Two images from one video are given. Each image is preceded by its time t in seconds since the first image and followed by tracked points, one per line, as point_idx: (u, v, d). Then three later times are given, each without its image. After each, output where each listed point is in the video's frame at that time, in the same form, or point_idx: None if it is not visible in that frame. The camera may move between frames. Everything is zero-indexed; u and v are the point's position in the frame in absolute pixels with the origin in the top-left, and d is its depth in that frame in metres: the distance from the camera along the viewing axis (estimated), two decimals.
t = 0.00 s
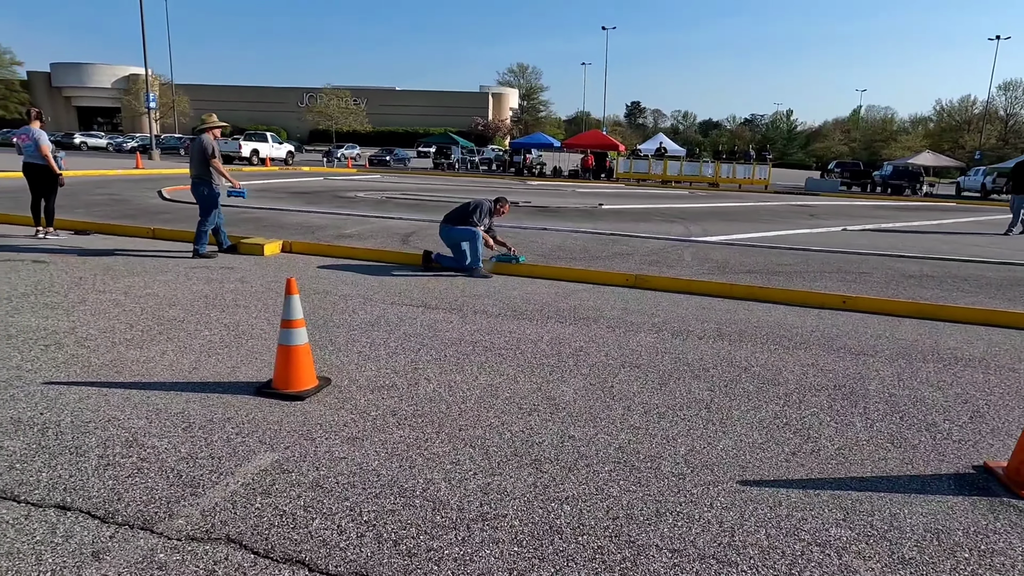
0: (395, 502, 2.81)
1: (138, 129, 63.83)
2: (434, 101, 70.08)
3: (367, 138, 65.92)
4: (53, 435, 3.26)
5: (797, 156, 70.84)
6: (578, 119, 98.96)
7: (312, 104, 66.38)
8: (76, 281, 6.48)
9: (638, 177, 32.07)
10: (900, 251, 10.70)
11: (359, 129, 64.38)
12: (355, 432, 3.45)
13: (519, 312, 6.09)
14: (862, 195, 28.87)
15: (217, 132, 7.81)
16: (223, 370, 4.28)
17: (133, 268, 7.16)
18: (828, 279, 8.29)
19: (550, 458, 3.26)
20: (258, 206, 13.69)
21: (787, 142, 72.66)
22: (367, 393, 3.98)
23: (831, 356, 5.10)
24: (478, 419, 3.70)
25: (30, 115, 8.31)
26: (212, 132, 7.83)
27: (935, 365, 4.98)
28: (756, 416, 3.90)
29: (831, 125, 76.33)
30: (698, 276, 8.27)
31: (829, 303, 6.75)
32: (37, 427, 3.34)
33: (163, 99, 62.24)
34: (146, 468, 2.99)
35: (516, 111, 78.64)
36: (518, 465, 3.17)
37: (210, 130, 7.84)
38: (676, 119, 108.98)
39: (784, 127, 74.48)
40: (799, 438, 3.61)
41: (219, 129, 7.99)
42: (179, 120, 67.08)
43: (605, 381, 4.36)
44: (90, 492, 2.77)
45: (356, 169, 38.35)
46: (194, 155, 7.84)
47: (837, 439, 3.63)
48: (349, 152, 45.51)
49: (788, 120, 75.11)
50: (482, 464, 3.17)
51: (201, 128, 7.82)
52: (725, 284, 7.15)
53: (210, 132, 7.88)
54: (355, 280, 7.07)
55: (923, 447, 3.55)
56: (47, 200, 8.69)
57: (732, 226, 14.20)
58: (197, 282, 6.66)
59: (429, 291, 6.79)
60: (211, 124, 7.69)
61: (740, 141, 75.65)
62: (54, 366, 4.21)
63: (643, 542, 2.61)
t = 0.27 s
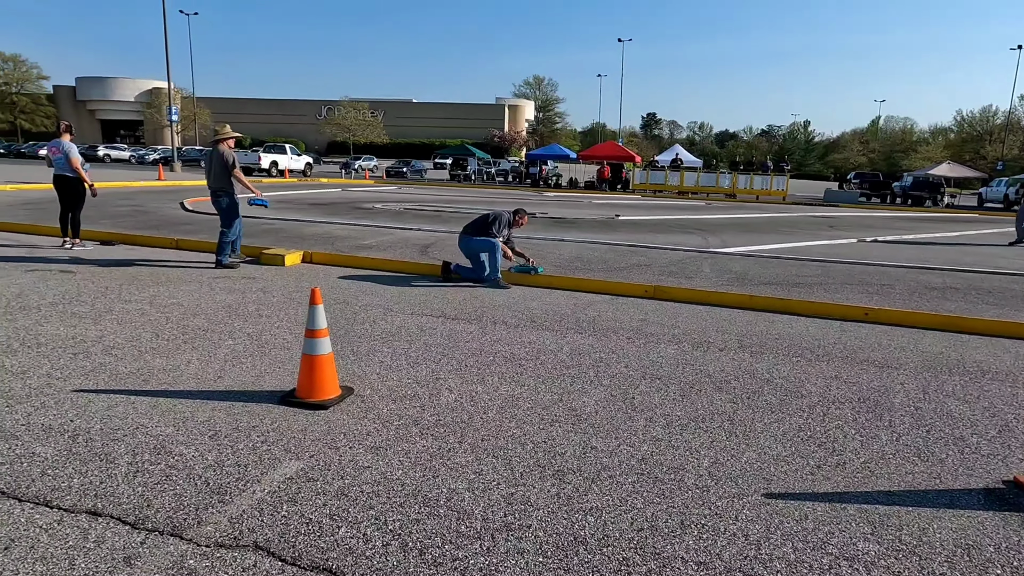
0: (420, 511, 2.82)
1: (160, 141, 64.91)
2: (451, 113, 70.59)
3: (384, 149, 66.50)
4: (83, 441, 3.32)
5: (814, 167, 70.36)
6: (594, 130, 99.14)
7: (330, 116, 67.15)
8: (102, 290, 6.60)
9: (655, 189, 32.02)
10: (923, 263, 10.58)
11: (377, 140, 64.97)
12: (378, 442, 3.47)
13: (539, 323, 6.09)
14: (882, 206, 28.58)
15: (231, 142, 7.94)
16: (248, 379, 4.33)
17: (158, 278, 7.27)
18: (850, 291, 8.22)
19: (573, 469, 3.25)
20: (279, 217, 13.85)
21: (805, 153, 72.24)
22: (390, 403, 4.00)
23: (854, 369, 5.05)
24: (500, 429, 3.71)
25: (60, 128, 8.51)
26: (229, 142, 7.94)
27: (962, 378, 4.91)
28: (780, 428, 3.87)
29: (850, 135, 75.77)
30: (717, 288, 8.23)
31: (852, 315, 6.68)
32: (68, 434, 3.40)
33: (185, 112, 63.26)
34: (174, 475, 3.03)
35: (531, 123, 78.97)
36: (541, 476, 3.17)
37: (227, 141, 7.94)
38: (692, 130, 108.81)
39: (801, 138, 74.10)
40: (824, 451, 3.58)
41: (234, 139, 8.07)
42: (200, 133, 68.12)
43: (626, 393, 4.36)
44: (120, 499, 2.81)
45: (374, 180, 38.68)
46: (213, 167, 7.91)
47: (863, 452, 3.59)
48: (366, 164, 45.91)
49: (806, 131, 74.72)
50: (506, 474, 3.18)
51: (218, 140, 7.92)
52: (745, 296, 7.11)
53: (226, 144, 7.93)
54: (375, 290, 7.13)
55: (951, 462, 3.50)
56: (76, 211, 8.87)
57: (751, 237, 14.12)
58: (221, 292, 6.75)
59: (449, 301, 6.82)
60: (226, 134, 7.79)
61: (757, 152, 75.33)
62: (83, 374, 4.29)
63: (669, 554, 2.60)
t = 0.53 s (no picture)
0: (452, 527, 2.80)
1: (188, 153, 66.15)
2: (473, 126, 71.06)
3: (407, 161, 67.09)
4: (118, 451, 3.36)
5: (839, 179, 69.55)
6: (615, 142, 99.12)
7: (354, 129, 67.96)
8: (135, 301, 6.70)
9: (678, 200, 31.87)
10: (956, 277, 10.36)
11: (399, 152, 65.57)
12: (409, 455, 3.46)
13: (565, 336, 6.06)
14: (909, 218, 28.12)
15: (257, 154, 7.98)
16: (278, 390, 4.35)
17: (188, 289, 7.37)
18: (881, 306, 8.06)
19: (606, 486, 3.21)
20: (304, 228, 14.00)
21: (830, 164, 71.47)
22: (419, 416, 3.99)
23: (890, 385, 4.94)
24: (530, 444, 3.67)
25: (97, 141, 8.70)
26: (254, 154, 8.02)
27: (1003, 397, 4.77)
28: (816, 447, 3.78)
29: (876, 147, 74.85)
30: (745, 301, 8.13)
31: (885, 330, 6.56)
32: (103, 444, 3.43)
33: (213, 125, 64.44)
34: (208, 486, 3.05)
35: (553, 134, 79.19)
36: (573, 492, 3.13)
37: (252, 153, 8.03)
38: (714, 142, 108.29)
39: (826, 149, 73.35)
40: (863, 471, 3.49)
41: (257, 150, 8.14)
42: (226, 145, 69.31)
43: (657, 408, 4.30)
44: (155, 510, 2.83)
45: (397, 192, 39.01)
46: (242, 178, 8.02)
47: (903, 473, 3.50)
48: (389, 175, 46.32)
49: (831, 142, 73.96)
50: (537, 490, 3.14)
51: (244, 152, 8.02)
52: (774, 310, 7.02)
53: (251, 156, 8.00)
54: (401, 302, 7.15)
55: (996, 484, 3.39)
56: (110, 223, 9.03)
57: (777, 250, 13.96)
58: (249, 303, 6.82)
59: (475, 313, 6.82)
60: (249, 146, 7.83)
61: (780, 164, 74.69)
62: (117, 384, 4.34)
63: None
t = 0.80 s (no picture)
0: (491, 542, 2.78)
1: (219, 161, 67.38)
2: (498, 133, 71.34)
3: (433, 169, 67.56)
4: (159, 460, 3.40)
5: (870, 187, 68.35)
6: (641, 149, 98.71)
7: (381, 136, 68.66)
8: (171, 308, 6.81)
9: (705, 208, 31.58)
10: (997, 289, 10.09)
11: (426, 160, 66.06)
12: (445, 468, 3.45)
13: (597, 347, 6.01)
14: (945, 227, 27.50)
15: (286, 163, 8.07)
16: (313, 400, 4.37)
17: (223, 296, 7.48)
18: (920, 318, 7.88)
19: (645, 503, 3.16)
20: (334, 236, 14.15)
21: (860, 172, 70.30)
22: (454, 428, 3.98)
23: (933, 402, 4.81)
24: (566, 458, 3.64)
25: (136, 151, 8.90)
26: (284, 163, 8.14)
27: None
28: (859, 465, 3.69)
29: (908, 154, 73.44)
30: (779, 313, 8.00)
31: (925, 344, 6.40)
32: (145, 452, 3.48)
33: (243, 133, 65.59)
34: (247, 496, 3.07)
35: (578, 142, 79.15)
36: (611, 509, 3.09)
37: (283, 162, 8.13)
38: (741, 149, 107.27)
39: (857, 156, 72.19)
40: (909, 491, 3.39)
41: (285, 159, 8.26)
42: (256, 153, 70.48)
43: (693, 423, 4.24)
44: (196, 520, 2.86)
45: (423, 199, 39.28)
46: (274, 186, 8.10)
47: (951, 494, 3.39)
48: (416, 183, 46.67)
49: (861, 150, 72.77)
50: (575, 506, 3.11)
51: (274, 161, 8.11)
52: (809, 322, 6.89)
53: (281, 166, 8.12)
54: (432, 311, 7.17)
55: None
56: (147, 231, 9.22)
57: (809, 259, 13.74)
58: (283, 311, 6.89)
59: (506, 323, 6.80)
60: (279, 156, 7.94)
61: (809, 171, 73.65)
62: (156, 392, 4.40)
63: None
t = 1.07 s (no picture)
0: (546, 560, 2.71)
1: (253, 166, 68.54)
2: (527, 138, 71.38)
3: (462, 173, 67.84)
4: (209, 467, 3.40)
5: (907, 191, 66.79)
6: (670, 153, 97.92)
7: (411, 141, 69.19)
8: (213, 313, 6.88)
9: (738, 213, 31.15)
10: None
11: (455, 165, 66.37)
12: (493, 480, 3.39)
13: (639, 356, 5.91)
14: (988, 233, 26.67)
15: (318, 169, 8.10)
16: (357, 407, 4.36)
17: (262, 301, 7.54)
18: (972, 329, 7.61)
19: (702, 521, 3.07)
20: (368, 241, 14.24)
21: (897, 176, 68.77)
22: (499, 438, 3.93)
23: (995, 418, 4.61)
24: (616, 471, 3.56)
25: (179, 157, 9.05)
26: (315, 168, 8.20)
27: None
28: (922, 484, 3.54)
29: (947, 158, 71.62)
30: (823, 322, 7.79)
31: (980, 356, 6.16)
32: (195, 458, 3.49)
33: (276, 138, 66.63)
34: (298, 506, 3.05)
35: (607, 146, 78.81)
36: (667, 527, 3.00)
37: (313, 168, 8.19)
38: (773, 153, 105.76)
39: (893, 160, 70.63)
40: (979, 514, 3.24)
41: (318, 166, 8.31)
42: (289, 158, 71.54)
43: (744, 436, 4.12)
44: (249, 529, 2.84)
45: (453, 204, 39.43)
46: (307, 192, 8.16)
47: None
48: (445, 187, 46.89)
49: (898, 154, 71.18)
50: (630, 522, 3.03)
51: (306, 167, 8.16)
52: (857, 332, 6.70)
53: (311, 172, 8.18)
54: (469, 318, 7.14)
55: None
56: (188, 235, 9.36)
57: (849, 266, 13.42)
58: (322, 316, 6.92)
59: (544, 330, 6.73)
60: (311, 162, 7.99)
61: (844, 175, 72.26)
62: (202, 397, 4.43)
63: None
